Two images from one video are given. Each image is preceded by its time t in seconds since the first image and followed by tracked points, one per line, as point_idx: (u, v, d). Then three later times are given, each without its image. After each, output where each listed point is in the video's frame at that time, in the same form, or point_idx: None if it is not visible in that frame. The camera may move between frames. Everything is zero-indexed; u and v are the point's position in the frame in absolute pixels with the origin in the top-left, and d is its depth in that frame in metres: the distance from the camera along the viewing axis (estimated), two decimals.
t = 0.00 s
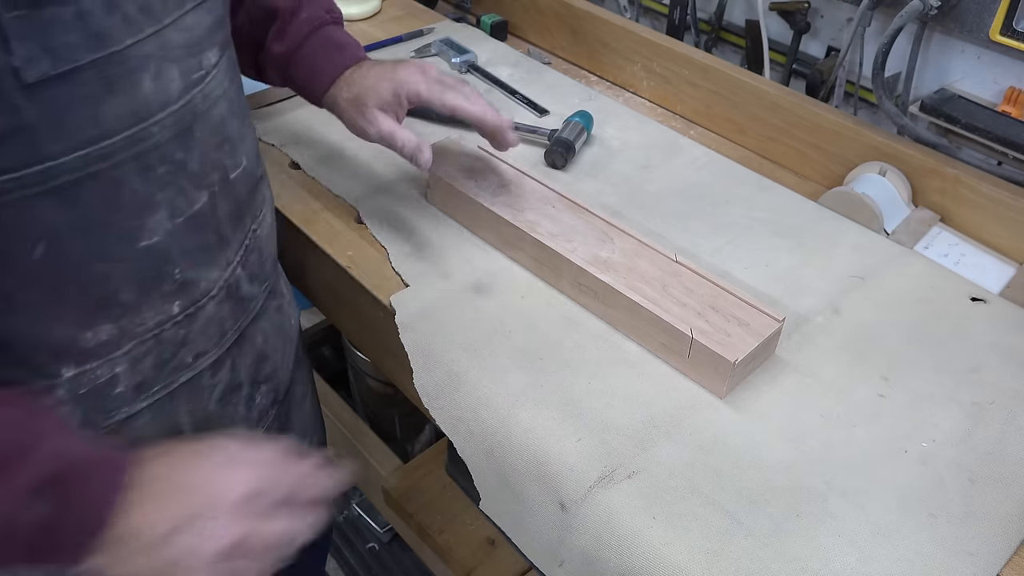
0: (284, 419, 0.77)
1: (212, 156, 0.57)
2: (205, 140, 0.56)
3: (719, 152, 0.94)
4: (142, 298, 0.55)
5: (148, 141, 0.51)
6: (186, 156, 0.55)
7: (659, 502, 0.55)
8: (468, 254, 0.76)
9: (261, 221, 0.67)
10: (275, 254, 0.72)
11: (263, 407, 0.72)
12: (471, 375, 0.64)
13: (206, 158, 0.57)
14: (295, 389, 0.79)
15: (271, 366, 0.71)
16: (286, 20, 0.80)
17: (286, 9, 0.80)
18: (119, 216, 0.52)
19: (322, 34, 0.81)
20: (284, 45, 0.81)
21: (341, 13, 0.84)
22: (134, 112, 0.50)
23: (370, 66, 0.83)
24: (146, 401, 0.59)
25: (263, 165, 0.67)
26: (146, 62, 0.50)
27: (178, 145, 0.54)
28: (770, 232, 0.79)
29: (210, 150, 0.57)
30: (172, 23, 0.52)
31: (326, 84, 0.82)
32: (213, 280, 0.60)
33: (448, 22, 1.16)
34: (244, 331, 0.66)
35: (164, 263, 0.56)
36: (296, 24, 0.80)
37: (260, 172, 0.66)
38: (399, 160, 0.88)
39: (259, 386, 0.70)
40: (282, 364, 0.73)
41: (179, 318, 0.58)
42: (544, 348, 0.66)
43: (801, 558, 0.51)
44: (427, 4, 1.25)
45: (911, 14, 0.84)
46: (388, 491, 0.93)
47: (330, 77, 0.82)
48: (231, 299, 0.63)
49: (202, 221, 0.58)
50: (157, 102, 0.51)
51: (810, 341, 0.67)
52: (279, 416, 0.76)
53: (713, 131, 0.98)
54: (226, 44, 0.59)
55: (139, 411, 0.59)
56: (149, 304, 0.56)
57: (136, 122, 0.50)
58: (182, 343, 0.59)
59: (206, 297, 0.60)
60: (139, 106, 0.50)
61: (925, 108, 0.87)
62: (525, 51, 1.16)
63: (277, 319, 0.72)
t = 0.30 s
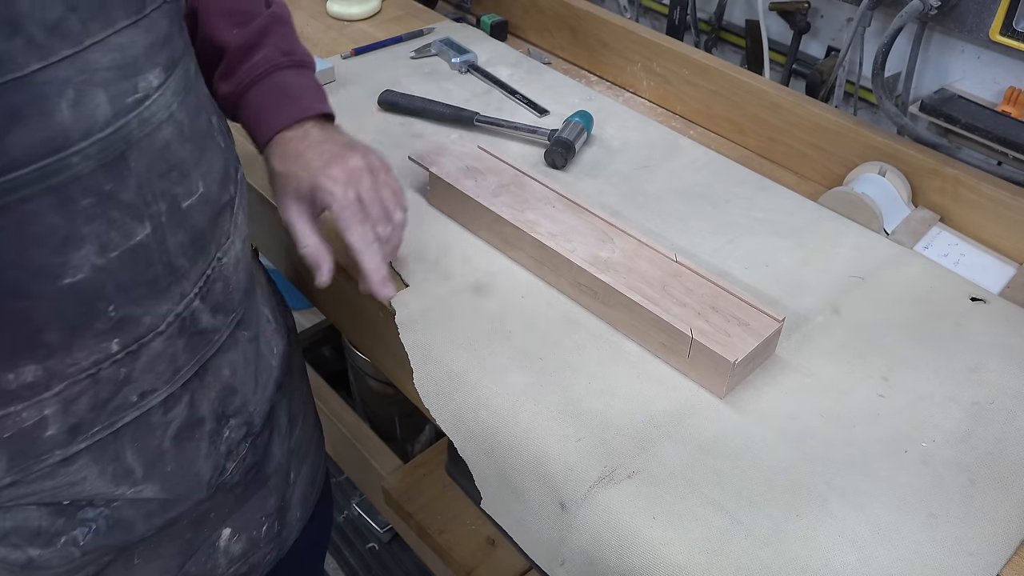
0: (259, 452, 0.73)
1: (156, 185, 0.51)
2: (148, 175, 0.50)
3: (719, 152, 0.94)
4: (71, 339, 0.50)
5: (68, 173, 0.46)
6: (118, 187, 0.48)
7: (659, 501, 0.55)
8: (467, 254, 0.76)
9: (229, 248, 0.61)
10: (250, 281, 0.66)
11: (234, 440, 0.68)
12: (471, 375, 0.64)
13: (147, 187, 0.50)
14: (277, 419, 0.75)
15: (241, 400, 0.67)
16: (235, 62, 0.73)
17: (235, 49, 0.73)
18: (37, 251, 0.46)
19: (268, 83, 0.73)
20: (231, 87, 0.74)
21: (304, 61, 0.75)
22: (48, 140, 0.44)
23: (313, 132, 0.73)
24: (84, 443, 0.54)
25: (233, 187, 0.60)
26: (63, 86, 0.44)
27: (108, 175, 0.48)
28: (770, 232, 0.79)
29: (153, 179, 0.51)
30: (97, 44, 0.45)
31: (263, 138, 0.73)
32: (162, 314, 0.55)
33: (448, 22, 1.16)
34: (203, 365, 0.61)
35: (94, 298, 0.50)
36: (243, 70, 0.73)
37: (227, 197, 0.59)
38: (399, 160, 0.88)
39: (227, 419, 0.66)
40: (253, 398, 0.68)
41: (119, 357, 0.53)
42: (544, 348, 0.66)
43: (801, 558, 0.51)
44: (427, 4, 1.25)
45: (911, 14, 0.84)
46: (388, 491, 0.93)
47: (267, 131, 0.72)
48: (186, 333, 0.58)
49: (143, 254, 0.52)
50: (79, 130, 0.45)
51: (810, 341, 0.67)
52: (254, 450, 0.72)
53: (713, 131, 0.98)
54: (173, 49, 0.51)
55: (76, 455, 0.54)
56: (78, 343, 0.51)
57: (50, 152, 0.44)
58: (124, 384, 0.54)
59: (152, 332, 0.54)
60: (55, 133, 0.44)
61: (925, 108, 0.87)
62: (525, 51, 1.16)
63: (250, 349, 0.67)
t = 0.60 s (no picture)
0: (248, 480, 0.69)
1: (117, 204, 0.47)
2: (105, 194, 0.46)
3: (719, 152, 0.94)
4: (28, 366, 0.46)
5: (11, 191, 0.42)
6: (72, 207, 0.45)
7: (659, 502, 0.55)
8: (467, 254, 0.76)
9: (208, 267, 0.57)
10: (234, 301, 0.62)
11: (218, 468, 0.64)
12: (471, 375, 0.64)
13: (106, 205, 0.47)
14: (266, 443, 0.71)
15: (225, 425, 0.63)
16: (240, 64, 0.72)
17: (239, 51, 0.72)
18: None
19: (275, 84, 0.72)
20: (237, 89, 0.73)
21: (307, 55, 0.75)
22: None
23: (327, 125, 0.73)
24: (48, 475, 0.50)
25: (208, 204, 0.56)
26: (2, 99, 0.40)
27: (58, 193, 0.44)
28: (770, 232, 0.79)
29: (112, 197, 0.47)
30: (40, 53, 0.41)
31: (276, 137, 0.73)
32: (130, 339, 0.51)
33: (448, 22, 1.16)
34: (181, 391, 0.57)
35: (48, 323, 0.46)
36: (247, 73, 0.72)
37: (202, 215, 0.55)
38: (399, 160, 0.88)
39: (210, 447, 0.62)
40: (240, 423, 0.65)
41: (82, 385, 0.49)
42: (544, 348, 0.66)
43: (801, 558, 0.51)
44: (427, 4, 1.26)
45: (911, 14, 0.84)
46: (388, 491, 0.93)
47: (280, 131, 0.72)
48: (159, 358, 0.54)
49: (105, 276, 0.48)
50: (22, 146, 0.41)
51: (810, 341, 0.67)
52: (242, 477, 0.68)
53: (713, 131, 0.98)
54: (135, 59, 0.48)
55: (39, 487, 0.50)
56: (36, 370, 0.47)
57: None
58: (89, 413, 0.50)
59: (119, 358, 0.51)
60: None
61: (925, 108, 0.87)
62: (525, 51, 1.16)
63: (234, 373, 0.63)
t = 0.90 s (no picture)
0: (265, 470, 0.68)
1: (131, 191, 0.47)
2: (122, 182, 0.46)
3: (719, 152, 0.94)
4: (51, 357, 0.46)
5: (29, 179, 0.41)
6: (89, 195, 0.44)
7: (659, 501, 0.55)
8: (468, 254, 0.76)
9: (215, 257, 0.57)
10: (239, 292, 0.62)
11: (237, 459, 0.63)
12: (472, 375, 0.64)
13: (120, 193, 0.46)
14: (279, 436, 0.70)
15: (242, 415, 0.62)
16: (278, 13, 0.71)
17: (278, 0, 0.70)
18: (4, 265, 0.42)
19: (316, 33, 0.72)
20: (276, 39, 0.70)
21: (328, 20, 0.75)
22: (6, 144, 0.40)
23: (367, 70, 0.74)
24: (77, 467, 0.50)
25: (213, 192, 0.56)
26: (16, 86, 0.40)
27: (74, 180, 0.44)
28: (770, 232, 0.79)
29: (126, 184, 0.46)
30: (52, 40, 0.41)
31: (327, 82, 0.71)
32: (148, 327, 0.50)
33: (448, 22, 1.16)
34: (199, 380, 0.56)
35: (71, 312, 0.46)
36: (289, 20, 0.71)
37: (208, 203, 0.55)
38: (399, 160, 0.88)
39: (228, 437, 0.61)
40: (255, 411, 0.64)
41: (105, 374, 0.49)
42: (544, 348, 0.66)
43: (801, 558, 0.51)
44: (426, 4, 1.26)
45: (911, 14, 0.84)
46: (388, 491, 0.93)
47: (328, 72, 0.71)
48: (177, 346, 0.53)
49: (123, 264, 0.47)
50: (37, 133, 0.41)
51: (810, 341, 0.67)
52: (259, 468, 0.67)
53: (713, 131, 0.98)
54: (140, 46, 0.47)
55: (69, 479, 0.50)
56: (60, 361, 0.46)
57: (8, 157, 0.40)
58: (113, 403, 0.50)
59: (139, 346, 0.50)
60: (12, 137, 0.40)
61: (925, 108, 0.87)
62: (525, 51, 1.16)
63: (245, 362, 0.62)
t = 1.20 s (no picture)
0: (254, 453, 0.71)
1: (125, 180, 0.49)
2: (117, 171, 0.49)
3: (719, 152, 0.94)
4: (64, 349, 0.48)
5: (37, 172, 0.43)
6: (90, 184, 0.47)
7: (659, 501, 0.55)
8: (467, 254, 0.76)
9: (196, 243, 0.59)
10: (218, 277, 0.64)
11: (231, 442, 0.66)
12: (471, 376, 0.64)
13: (116, 183, 0.48)
14: (262, 420, 0.73)
15: (233, 398, 0.65)
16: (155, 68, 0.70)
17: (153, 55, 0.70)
18: (19, 261, 0.44)
19: (193, 83, 0.70)
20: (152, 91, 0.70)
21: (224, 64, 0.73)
22: (13, 140, 0.42)
23: (243, 132, 0.71)
24: (91, 457, 0.52)
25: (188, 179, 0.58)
26: (18, 81, 0.41)
27: (77, 171, 0.46)
28: (770, 232, 0.79)
29: (120, 174, 0.49)
30: (45, 36, 0.42)
31: (194, 139, 0.69)
32: (147, 314, 0.53)
33: (448, 22, 1.16)
34: (192, 365, 0.59)
35: (80, 303, 0.48)
36: (165, 72, 0.70)
37: (186, 190, 0.57)
38: (398, 160, 0.88)
39: (222, 420, 0.64)
40: (242, 395, 0.67)
41: (113, 362, 0.51)
42: (544, 349, 0.66)
43: (801, 558, 0.51)
44: (427, 4, 1.26)
45: (911, 14, 0.84)
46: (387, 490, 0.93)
47: (197, 130, 0.69)
48: (173, 332, 0.56)
49: (122, 253, 0.50)
50: (40, 127, 0.43)
51: (810, 341, 0.67)
52: (250, 450, 0.70)
53: (713, 131, 0.98)
54: (119, 39, 0.49)
55: (83, 470, 0.52)
56: (72, 352, 0.49)
57: (15, 152, 0.42)
58: (120, 391, 0.52)
59: (141, 333, 0.52)
60: (18, 133, 0.42)
61: (925, 108, 0.87)
62: (525, 51, 1.16)
63: (230, 347, 0.65)
